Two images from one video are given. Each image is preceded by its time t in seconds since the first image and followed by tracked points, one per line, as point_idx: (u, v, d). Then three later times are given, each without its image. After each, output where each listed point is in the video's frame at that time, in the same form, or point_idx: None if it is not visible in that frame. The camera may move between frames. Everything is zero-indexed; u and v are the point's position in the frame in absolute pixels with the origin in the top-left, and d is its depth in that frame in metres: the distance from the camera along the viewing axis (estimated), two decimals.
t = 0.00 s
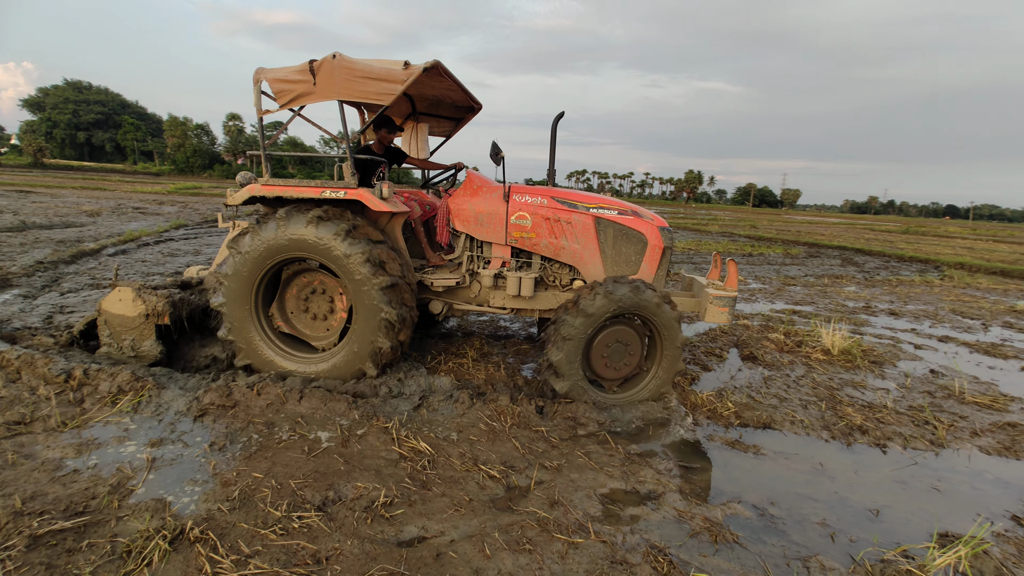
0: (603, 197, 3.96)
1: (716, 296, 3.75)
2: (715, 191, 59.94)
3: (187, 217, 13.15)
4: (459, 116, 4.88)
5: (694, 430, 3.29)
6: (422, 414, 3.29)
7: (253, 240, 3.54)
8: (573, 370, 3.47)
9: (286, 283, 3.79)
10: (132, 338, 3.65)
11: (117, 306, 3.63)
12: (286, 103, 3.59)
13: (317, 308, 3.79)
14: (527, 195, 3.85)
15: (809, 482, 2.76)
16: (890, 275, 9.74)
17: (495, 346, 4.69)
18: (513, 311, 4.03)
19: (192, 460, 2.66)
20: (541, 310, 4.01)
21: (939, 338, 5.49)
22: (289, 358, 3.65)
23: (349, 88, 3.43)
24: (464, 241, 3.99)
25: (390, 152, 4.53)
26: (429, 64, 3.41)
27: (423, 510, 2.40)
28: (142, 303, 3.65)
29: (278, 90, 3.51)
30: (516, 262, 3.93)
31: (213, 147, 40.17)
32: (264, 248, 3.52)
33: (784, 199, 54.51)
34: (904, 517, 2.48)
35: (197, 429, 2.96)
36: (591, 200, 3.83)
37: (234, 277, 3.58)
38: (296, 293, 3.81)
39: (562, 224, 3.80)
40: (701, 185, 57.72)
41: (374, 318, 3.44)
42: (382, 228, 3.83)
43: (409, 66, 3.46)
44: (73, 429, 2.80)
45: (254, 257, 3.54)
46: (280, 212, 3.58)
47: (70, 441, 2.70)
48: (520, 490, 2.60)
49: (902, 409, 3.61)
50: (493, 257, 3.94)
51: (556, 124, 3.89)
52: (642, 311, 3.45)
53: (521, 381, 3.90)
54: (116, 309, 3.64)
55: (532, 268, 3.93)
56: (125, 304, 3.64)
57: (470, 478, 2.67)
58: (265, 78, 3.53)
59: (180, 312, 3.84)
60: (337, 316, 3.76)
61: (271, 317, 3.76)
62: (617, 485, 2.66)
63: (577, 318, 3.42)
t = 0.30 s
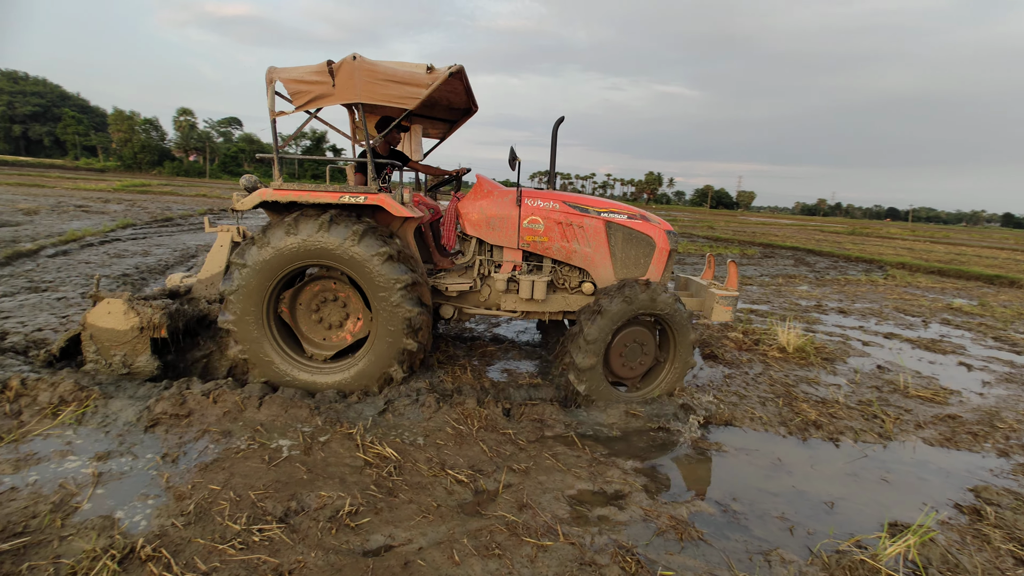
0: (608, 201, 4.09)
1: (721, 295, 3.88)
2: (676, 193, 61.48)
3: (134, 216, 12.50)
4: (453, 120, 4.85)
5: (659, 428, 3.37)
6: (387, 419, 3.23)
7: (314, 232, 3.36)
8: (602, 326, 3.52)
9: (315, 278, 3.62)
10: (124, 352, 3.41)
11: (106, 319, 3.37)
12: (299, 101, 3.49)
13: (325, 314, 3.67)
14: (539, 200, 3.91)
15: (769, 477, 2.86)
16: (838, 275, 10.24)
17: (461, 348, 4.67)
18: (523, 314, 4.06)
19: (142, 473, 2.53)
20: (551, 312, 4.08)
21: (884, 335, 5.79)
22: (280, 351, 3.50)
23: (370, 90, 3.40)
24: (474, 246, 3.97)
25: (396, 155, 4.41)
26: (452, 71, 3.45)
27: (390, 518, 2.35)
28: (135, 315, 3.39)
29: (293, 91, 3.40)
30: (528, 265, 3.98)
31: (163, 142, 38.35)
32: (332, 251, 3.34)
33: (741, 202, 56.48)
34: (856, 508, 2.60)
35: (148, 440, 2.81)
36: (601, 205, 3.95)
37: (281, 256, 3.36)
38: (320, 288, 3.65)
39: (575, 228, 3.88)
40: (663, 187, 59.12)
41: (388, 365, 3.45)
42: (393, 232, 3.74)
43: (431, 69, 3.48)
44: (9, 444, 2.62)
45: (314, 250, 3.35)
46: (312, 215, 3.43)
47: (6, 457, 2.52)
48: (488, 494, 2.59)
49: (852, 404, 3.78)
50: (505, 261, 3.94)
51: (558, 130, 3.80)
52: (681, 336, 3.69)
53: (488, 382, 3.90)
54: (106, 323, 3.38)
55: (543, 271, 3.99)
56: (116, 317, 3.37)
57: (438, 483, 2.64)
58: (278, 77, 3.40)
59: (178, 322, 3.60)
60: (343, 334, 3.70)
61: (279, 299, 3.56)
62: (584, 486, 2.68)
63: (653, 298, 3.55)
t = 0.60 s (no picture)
0: (622, 206, 4.20)
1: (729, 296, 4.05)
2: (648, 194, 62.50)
3: (92, 215, 11.99)
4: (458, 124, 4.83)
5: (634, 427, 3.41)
6: (362, 423, 3.18)
7: (401, 254, 3.36)
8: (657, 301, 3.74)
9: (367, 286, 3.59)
10: (138, 364, 3.36)
11: (119, 330, 3.30)
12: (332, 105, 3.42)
13: (348, 317, 3.64)
14: (558, 205, 3.96)
15: (741, 474, 2.93)
16: (803, 275, 10.58)
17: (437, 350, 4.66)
18: (541, 316, 4.12)
19: (104, 485, 2.43)
20: (567, 314, 4.14)
21: (848, 333, 6.01)
22: (295, 337, 3.42)
23: (405, 95, 3.40)
24: (493, 250, 3.99)
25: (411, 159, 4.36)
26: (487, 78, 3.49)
27: (367, 524, 2.31)
28: (149, 325, 3.33)
29: (327, 95, 3.35)
30: (546, 268, 4.01)
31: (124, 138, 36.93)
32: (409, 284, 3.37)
33: (711, 203, 57.75)
34: (824, 501, 2.69)
35: (110, 450, 2.70)
36: (616, 210, 4.04)
37: (366, 256, 3.34)
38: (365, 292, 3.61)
39: (592, 232, 3.97)
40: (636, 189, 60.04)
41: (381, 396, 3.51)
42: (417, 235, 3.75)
43: (466, 76, 3.51)
44: None
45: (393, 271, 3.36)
46: (353, 221, 3.39)
47: None
48: (466, 497, 2.57)
49: (819, 401, 3.91)
50: (524, 264, 3.97)
51: (565, 133, 3.88)
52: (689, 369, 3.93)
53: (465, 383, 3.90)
54: (118, 333, 3.32)
55: (561, 274, 4.04)
56: (129, 327, 3.31)
57: (415, 487, 2.61)
58: (310, 80, 3.33)
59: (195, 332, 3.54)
60: (352, 343, 3.68)
61: (322, 283, 3.48)
62: (562, 486, 2.70)
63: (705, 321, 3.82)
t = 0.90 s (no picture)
0: (643, 208, 4.35)
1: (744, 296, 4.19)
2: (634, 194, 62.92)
3: (69, 215, 11.70)
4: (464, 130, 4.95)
5: (621, 426, 3.44)
6: (348, 425, 3.15)
7: (476, 306, 3.48)
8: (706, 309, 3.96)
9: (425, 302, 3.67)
10: (176, 368, 3.32)
11: (157, 333, 3.26)
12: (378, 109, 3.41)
13: (388, 313, 3.65)
14: (585, 208, 4.09)
15: (727, 471, 2.97)
16: (785, 274, 10.73)
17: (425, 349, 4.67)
18: (565, 316, 4.23)
19: (83, 490, 2.38)
20: (590, 314, 4.28)
21: (829, 331, 6.12)
22: (340, 311, 3.41)
23: (454, 100, 3.42)
24: (521, 252, 4.08)
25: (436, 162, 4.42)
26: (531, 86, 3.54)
27: (353, 526, 2.29)
28: (189, 327, 3.31)
29: (378, 98, 3.33)
30: (573, 270, 4.13)
31: (102, 137, 36.14)
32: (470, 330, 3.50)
33: (696, 203, 58.34)
34: (807, 497, 2.74)
35: (89, 454, 2.65)
36: (639, 212, 4.20)
37: (455, 279, 3.44)
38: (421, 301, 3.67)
39: (618, 235, 4.11)
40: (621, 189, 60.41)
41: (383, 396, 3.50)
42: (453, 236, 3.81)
43: (509, 81, 3.57)
44: None
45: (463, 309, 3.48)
46: (404, 223, 3.42)
47: None
48: (453, 498, 2.56)
49: (802, 398, 3.98)
50: (551, 266, 4.08)
51: (582, 140, 3.86)
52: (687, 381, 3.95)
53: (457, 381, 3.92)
54: (156, 336, 3.27)
55: (586, 276, 4.17)
56: (168, 330, 3.28)
57: (401, 488, 2.60)
58: (360, 83, 3.31)
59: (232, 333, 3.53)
60: (376, 335, 3.68)
61: (393, 276, 3.53)
62: (550, 485, 2.70)
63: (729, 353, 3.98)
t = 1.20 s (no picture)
0: (661, 210, 4.51)
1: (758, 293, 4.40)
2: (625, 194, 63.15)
3: (53, 216, 11.53)
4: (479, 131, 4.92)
5: (612, 426, 3.44)
6: (337, 427, 3.13)
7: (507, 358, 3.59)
8: (736, 330, 4.16)
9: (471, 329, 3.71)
10: (224, 377, 3.31)
11: (206, 343, 3.25)
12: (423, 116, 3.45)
13: (431, 315, 3.64)
14: (609, 210, 4.21)
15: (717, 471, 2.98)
16: (774, 273, 10.83)
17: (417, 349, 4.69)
18: (590, 316, 4.31)
19: (66, 497, 2.33)
20: (614, 314, 4.36)
21: (818, 330, 6.18)
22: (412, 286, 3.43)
23: (496, 108, 3.47)
24: (549, 254, 4.14)
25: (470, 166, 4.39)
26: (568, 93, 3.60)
27: (342, 530, 2.27)
28: (237, 336, 3.31)
29: (422, 106, 3.38)
30: (598, 270, 4.22)
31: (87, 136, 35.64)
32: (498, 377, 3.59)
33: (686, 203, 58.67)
34: (795, 495, 2.76)
35: (73, 459, 2.61)
36: (659, 214, 4.36)
37: (516, 323, 3.55)
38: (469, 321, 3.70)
39: (641, 236, 4.25)
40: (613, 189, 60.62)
41: (385, 387, 3.47)
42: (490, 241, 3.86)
43: (548, 90, 3.62)
44: None
45: (503, 360, 3.59)
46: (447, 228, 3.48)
47: None
48: (444, 501, 2.55)
49: (791, 397, 4.01)
50: (578, 267, 4.16)
51: (598, 143, 3.66)
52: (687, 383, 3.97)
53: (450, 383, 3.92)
54: (204, 346, 3.26)
55: (611, 276, 4.25)
56: (216, 339, 3.27)
57: (391, 491, 2.58)
58: (406, 92, 3.38)
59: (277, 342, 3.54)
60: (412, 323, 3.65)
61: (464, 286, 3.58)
62: (540, 487, 2.70)
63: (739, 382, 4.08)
